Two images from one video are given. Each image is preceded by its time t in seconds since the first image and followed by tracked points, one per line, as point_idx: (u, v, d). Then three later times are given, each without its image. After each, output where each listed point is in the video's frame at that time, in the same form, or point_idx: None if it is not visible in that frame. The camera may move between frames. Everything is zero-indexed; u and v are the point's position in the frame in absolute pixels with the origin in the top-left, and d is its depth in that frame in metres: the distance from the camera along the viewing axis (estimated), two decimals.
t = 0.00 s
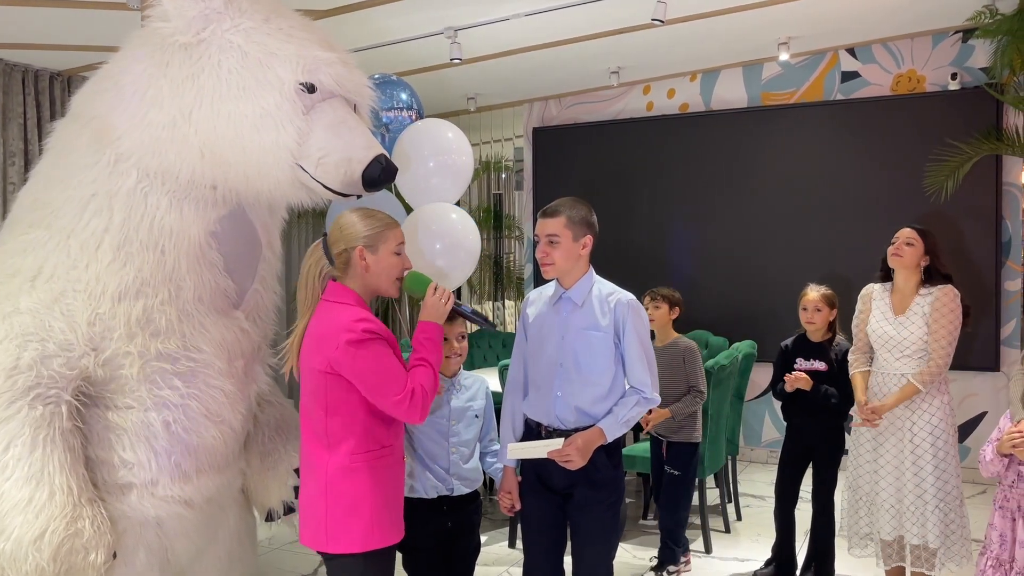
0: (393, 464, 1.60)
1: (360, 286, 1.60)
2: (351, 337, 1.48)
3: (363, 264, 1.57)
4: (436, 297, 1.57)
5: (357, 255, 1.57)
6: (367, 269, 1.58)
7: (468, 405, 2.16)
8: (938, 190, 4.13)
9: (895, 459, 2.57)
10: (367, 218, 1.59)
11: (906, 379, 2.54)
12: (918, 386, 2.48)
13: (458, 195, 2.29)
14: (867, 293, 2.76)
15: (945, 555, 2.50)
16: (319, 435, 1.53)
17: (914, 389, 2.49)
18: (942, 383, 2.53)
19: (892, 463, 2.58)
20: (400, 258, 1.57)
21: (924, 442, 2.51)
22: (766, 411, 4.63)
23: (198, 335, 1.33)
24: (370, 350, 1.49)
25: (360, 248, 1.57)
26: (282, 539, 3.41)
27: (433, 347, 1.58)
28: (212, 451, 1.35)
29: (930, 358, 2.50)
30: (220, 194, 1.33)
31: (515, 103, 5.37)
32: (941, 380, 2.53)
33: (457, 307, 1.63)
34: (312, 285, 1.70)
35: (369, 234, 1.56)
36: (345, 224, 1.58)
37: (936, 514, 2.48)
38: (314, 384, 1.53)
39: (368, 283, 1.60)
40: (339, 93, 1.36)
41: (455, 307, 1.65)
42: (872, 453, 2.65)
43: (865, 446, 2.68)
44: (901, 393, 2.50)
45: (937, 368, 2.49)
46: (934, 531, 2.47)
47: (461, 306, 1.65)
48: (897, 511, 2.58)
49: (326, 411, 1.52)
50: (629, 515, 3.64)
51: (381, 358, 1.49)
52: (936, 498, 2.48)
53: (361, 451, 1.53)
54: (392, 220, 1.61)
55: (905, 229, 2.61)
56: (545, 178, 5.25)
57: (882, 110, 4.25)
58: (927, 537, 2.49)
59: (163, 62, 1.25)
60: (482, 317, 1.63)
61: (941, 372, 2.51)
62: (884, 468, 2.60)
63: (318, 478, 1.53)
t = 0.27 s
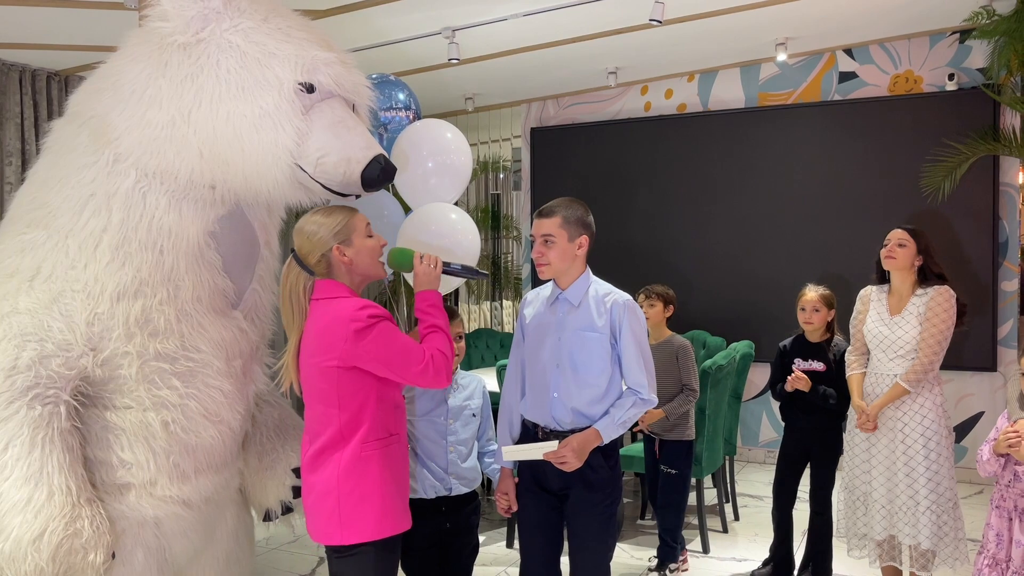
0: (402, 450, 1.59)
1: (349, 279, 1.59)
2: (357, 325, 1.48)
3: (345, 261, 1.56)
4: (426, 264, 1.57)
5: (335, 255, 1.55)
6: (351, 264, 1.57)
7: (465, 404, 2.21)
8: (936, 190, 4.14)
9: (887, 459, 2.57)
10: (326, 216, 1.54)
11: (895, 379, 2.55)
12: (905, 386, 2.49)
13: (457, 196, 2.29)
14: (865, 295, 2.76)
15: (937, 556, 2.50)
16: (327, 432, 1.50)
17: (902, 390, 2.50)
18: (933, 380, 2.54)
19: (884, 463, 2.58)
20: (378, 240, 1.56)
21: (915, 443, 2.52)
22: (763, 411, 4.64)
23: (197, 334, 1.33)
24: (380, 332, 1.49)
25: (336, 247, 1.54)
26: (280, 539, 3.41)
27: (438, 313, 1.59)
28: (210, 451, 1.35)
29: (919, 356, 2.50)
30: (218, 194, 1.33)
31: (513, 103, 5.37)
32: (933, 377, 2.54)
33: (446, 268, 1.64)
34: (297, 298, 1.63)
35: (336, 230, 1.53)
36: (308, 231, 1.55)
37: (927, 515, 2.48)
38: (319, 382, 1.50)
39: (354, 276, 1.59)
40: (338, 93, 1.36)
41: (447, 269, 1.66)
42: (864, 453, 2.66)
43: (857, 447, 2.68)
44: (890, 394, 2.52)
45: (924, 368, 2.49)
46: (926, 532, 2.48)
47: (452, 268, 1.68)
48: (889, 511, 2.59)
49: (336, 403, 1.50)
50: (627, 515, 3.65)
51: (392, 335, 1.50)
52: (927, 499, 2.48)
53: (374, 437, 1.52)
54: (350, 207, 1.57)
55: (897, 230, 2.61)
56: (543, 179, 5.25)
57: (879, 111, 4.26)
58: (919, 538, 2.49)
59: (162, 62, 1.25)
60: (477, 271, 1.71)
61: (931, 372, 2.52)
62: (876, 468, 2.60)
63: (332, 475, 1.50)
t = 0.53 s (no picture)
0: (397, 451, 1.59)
1: (347, 280, 1.57)
2: (361, 327, 1.47)
3: (342, 261, 1.54)
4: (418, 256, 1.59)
5: (331, 255, 1.53)
6: (348, 264, 1.55)
7: (459, 404, 2.14)
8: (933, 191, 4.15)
9: (874, 461, 2.57)
10: (318, 218, 1.53)
11: (885, 381, 2.55)
12: (895, 388, 2.49)
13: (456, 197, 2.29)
14: (858, 296, 2.75)
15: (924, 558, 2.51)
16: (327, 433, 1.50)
17: (891, 391, 2.50)
18: (924, 381, 2.55)
19: (871, 465, 2.58)
20: (372, 239, 1.56)
21: (903, 445, 2.52)
22: (761, 412, 4.64)
23: (193, 335, 1.33)
24: (383, 333, 1.49)
25: (332, 247, 1.53)
26: (277, 539, 3.41)
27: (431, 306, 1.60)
28: (207, 452, 1.35)
29: (911, 359, 2.50)
30: (216, 194, 1.33)
31: (510, 104, 5.38)
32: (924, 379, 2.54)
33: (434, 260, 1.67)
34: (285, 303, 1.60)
35: (331, 231, 1.52)
36: (300, 237, 1.53)
37: (914, 517, 2.49)
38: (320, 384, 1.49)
39: (351, 278, 1.58)
40: (336, 94, 1.36)
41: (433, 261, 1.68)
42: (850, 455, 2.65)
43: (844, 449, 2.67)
44: (880, 394, 2.52)
45: (915, 370, 2.49)
46: (912, 534, 2.49)
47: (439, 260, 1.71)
48: (875, 513, 2.58)
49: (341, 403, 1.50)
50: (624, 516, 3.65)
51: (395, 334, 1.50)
52: (914, 502, 2.49)
53: (373, 438, 1.53)
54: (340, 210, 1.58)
55: (889, 233, 2.60)
56: (540, 179, 5.26)
57: (876, 112, 4.27)
58: (905, 539, 2.50)
59: (159, 63, 1.25)
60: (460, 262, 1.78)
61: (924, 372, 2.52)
62: (863, 470, 2.60)
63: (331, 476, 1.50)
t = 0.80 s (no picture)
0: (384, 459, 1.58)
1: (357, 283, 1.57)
2: (373, 332, 1.46)
3: (356, 262, 1.54)
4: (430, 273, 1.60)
5: (347, 255, 1.53)
6: (361, 267, 1.55)
7: (455, 405, 2.12)
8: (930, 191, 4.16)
9: (866, 463, 2.56)
10: (340, 217, 1.54)
11: (879, 380, 2.55)
12: (891, 388, 2.49)
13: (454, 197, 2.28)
14: (853, 296, 2.75)
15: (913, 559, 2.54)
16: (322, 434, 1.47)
17: (886, 391, 2.51)
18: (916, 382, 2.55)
19: (862, 466, 2.57)
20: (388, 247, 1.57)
21: (895, 446, 2.52)
22: (758, 412, 4.65)
23: (191, 335, 1.32)
24: (394, 341, 1.48)
25: (349, 248, 1.53)
26: (274, 540, 3.41)
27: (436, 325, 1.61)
28: (204, 452, 1.35)
29: (907, 358, 2.50)
30: (213, 194, 1.33)
31: (508, 104, 5.39)
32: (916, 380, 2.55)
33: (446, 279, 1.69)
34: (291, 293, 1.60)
35: (351, 232, 1.53)
36: (319, 231, 1.53)
37: (903, 519, 2.50)
38: (323, 382, 1.47)
39: (362, 280, 1.57)
40: (333, 94, 1.36)
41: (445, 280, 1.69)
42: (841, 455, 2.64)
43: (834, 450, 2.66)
44: (873, 394, 2.52)
45: (912, 371, 2.50)
46: (901, 535, 2.51)
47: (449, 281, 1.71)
48: (864, 514, 2.57)
49: (336, 405, 1.48)
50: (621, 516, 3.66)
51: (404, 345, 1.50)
52: (904, 503, 2.50)
53: (366, 444, 1.51)
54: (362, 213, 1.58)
55: (882, 235, 2.59)
56: (538, 179, 5.26)
57: (873, 112, 4.28)
58: (894, 541, 2.52)
59: (156, 62, 1.25)
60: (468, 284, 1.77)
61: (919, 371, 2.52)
62: (854, 471, 2.59)
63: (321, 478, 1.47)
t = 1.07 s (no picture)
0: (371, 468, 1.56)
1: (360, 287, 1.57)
2: (367, 336, 1.46)
3: (363, 266, 1.55)
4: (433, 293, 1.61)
5: (356, 256, 1.54)
6: (368, 271, 1.56)
7: (451, 406, 2.15)
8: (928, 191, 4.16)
9: (860, 462, 2.57)
10: (357, 220, 1.55)
11: (870, 377, 2.55)
12: (881, 385, 2.49)
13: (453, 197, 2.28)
14: (850, 296, 2.75)
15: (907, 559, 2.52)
16: (311, 433, 1.47)
17: (875, 388, 2.51)
18: (910, 381, 2.55)
19: (856, 465, 2.58)
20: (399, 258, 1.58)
21: (888, 444, 2.52)
22: (756, 412, 4.66)
23: (189, 335, 1.32)
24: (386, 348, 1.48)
25: (359, 250, 1.53)
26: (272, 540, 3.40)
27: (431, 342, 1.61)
28: (202, 452, 1.34)
29: (898, 355, 2.50)
30: (211, 194, 1.33)
31: (506, 105, 5.39)
32: (910, 378, 2.54)
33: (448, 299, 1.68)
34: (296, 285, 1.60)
35: (365, 234, 1.54)
36: (334, 229, 1.54)
37: (897, 517, 2.49)
38: (315, 381, 1.47)
39: (366, 284, 1.57)
40: (332, 94, 1.36)
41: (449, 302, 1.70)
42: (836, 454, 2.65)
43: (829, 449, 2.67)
44: (864, 389, 2.52)
45: (901, 369, 2.50)
46: (895, 534, 2.49)
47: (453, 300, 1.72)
48: (859, 513, 2.57)
49: (326, 405, 1.47)
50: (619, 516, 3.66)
51: (396, 354, 1.50)
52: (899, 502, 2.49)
53: (355, 450, 1.49)
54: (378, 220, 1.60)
55: (877, 236, 2.60)
56: (536, 179, 5.26)
57: (871, 112, 4.28)
58: (888, 540, 2.50)
59: (154, 62, 1.25)
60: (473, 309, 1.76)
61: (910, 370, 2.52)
62: (849, 470, 2.60)
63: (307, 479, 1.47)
